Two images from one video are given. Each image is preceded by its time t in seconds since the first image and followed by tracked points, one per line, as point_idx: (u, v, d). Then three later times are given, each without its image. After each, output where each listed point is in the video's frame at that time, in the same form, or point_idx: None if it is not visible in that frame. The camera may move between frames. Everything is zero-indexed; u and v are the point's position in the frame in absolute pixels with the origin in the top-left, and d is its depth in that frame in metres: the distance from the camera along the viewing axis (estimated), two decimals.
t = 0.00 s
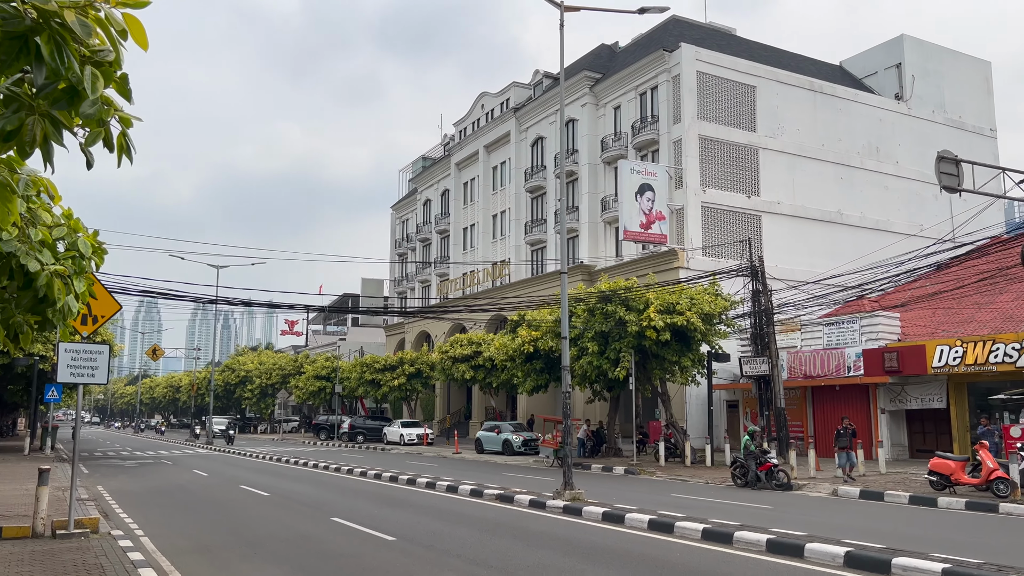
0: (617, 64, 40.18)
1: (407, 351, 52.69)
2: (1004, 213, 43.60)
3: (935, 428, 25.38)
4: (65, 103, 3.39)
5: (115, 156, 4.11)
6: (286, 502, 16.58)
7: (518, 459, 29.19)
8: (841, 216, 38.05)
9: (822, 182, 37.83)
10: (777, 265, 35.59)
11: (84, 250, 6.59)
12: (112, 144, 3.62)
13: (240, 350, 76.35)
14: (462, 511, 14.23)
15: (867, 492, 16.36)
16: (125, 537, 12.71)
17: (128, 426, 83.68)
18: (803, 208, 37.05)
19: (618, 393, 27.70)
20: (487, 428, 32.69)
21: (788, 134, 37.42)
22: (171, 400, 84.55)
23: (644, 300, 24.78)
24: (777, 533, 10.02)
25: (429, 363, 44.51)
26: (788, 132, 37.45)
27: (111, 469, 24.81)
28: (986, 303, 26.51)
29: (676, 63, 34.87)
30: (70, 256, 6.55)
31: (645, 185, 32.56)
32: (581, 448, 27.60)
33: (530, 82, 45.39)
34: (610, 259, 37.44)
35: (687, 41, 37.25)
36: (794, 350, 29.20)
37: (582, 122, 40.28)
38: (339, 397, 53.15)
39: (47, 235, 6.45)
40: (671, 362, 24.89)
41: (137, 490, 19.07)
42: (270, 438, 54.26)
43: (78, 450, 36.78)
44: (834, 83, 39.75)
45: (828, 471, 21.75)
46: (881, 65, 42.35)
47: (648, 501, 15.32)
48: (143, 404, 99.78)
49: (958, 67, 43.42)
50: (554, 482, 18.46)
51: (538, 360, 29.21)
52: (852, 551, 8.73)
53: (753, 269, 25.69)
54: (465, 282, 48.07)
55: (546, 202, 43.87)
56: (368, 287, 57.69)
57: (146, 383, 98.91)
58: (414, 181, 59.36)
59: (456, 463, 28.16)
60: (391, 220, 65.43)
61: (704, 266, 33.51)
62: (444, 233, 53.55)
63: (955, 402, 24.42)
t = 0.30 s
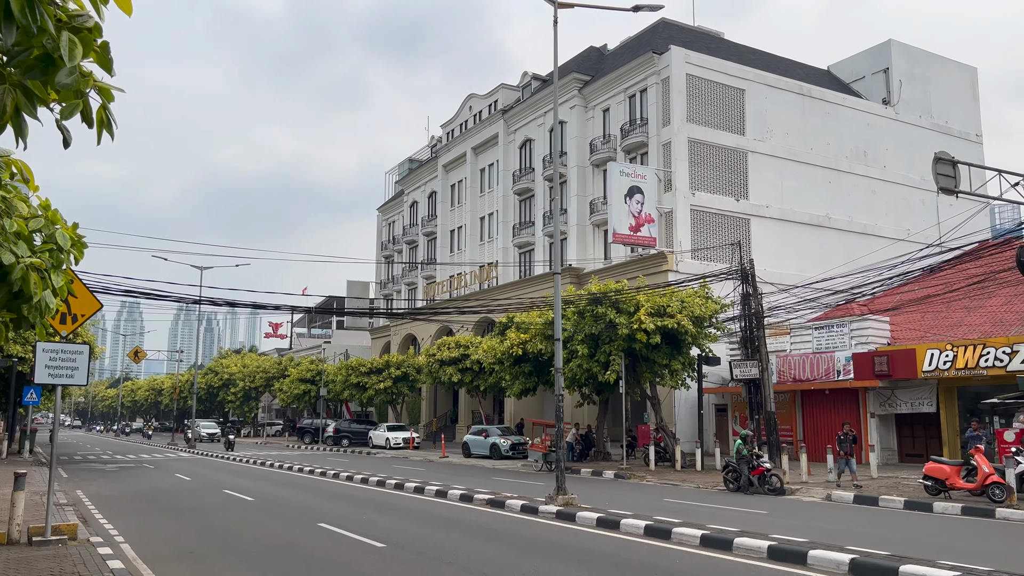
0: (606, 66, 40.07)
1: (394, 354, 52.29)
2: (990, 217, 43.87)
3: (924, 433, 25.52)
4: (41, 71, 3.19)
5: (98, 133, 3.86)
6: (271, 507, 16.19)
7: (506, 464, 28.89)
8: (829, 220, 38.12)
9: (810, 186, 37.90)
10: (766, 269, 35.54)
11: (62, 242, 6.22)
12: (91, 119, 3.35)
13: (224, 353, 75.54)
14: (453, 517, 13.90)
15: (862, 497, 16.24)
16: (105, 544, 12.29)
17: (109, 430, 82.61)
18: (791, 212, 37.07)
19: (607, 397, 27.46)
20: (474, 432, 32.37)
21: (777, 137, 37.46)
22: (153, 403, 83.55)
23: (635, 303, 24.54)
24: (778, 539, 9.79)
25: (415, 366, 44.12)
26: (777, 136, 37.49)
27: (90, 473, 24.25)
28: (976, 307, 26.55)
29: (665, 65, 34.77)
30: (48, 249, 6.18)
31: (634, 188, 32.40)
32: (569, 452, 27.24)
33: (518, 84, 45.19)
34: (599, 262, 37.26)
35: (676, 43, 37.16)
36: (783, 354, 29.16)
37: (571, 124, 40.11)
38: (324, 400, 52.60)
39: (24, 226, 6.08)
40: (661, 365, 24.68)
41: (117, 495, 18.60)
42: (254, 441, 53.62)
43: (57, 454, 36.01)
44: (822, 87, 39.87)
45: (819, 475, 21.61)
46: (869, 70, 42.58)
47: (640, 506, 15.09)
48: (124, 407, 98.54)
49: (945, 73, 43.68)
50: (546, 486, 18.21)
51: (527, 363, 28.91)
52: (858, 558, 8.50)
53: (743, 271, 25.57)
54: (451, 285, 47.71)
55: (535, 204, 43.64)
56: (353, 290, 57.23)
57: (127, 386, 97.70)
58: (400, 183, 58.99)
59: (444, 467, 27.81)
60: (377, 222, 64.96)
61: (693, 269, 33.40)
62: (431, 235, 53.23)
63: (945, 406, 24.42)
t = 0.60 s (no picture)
0: (600, 69, 39.91)
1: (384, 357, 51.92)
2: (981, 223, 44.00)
3: (920, 438, 25.38)
4: (21, 39, 3.00)
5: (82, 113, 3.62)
6: (262, 513, 15.82)
7: (499, 468, 28.60)
8: (822, 224, 38.07)
9: (804, 190, 37.87)
10: (760, 273, 35.42)
11: (47, 236, 5.89)
12: (74, 91, 3.13)
13: (212, 356, 74.86)
14: (448, 524, 13.60)
15: (862, 503, 16.09)
16: (90, 552, 11.90)
17: (95, 433, 81.76)
18: (785, 216, 36.98)
19: (601, 401, 27.18)
20: (466, 436, 32.05)
21: (771, 141, 37.41)
22: (140, 406, 82.75)
23: (631, 306, 24.29)
24: (785, 547, 9.55)
25: (406, 370, 43.68)
26: (772, 139, 37.44)
27: (76, 478, 23.73)
28: (971, 311, 26.50)
29: (659, 68, 34.61)
30: (29, 245, 5.85)
31: (628, 191, 32.24)
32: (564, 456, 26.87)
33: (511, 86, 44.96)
34: (592, 265, 37.04)
35: (670, 46, 37.04)
36: (778, 358, 29.07)
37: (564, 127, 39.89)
38: (314, 404, 52.10)
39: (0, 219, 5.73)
40: (656, 369, 24.42)
41: (103, 500, 18.17)
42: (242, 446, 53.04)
43: (43, 458, 35.25)
44: (816, 91, 39.92)
45: (816, 480, 21.41)
46: (862, 74, 42.75)
47: (637, 512, 14.83)
48: (111, 411, 97.60)
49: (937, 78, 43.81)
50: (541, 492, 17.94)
51: (520, 366, 28.57)
52: (870, 568, 8.27)
53: (739, 275, 25.40)
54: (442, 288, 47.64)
55: (527, 207, 43.42)
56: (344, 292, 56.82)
57: (114, 388, 96.79)
58: (392, 186, 58.67)
59: (436, 471, 27.48)
60: (368, 225, 64.53)
61: (687, 272, 33.23)
62: (423, 238, 52.95)
63: (942, 412, 24.38)
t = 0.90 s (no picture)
0: (597, 72, 39.74)
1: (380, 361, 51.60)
2: (978, 228, 44.03)
3: (921, 443, 25.29)
4: (18, 3, 2.74)
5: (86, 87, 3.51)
6: (259, 519, 15.50)
7: (497, 473, 28.31)
8: (821, 228, 37.98)
9: (802, 194, 37.77)
10: (759, 277, 35.27)
11: (42, 231, 5.61)
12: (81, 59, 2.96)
13: (205, 359, 74.32)
14: (450, 530, 13.35)
15: (870, 509, 15.93)
16: (84, 560, 11.57)
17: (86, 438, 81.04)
18: (784, 219, 36.87)
19: (600, 405, 26.93)
20: (464, 440, 31.75)
21: (770, 144, 37.32)
22: (132, 410, 82.09)
23: (632, 309, 24.06)
24: (801, 556, 9.31)
25: (402, 374, 43.30)
26: (770, 143, 37.35)
27: (68, 483, 23.33)
28: (972, 315, 26.41)
29: (658, 70, 34.48)
30: (23, 240, 5.55)
31: (627, 194, 32.01)
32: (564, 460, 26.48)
33: (508, 89, 44.76)
34: (590, 268, 36.82)
35: (669, 49, 36.91)
36: (778, 362, 28.92)
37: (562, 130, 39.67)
38: (308, 408, 51.68)
39: None
40: (657, 373, 24.19)
41: (96, 506, 17.79)
42: (236, 450, 52.55)
43: (34, 462, 34.68)
44: (814, 94, 39.87)
45: (819, 485, 21.21)
46: (860, 78, 42.85)
47: (640, 517, 14.63)
48: (103, 415, 96.85)
49: (934, 82, 43.85)
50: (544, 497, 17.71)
51: (519, 370, 28.28)
52: None
53: (740, 278, 25.22)
54: (439, 292, 47.48)
55: (524, 210, 43.19)
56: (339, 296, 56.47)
57: (106, 393, 96.08)
58: (387, 189, 58.39)
59: (434, 476, 27.16)
60: (363, 228, 64.19)
61: (686, 276, 33.06)
62: (419, 241, 52.69)
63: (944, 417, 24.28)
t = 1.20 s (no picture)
0: (598, 74, 39.54)
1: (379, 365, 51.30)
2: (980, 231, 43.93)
3: (929, 447, 25.05)
4: None
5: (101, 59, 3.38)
6: (262, 526, 15.21)
7: (499, 478, 28.02)
8: (823, 231, 37.81)
9: (805, 197, 37.61)
10: (762, 280, 35.05)
11: (45, 226, 5.33)
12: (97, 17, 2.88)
13: (203, 363, 73.90)
14: (458, 536, 13.09)
15: (882, 514, 15.69)
16: (83, 568, 11.28)
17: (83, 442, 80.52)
18: (786, 222, 36.69)
19: (604, 409, 26.66)
20: (465, 445, 31.45)
21: (772, 146, 37.16)
22: (129, 415, 81.63)
23: (636, 312, 23.79)
24: (823, 564, 9.04)
25: (403, 378, 43.00)
26: (773, 145, 37.19)
27: (66, 488, 22.98)
28: (979, 318, 26.21)
29: (660, 72, 34.30)
30: (24, 236, 5.27)
31: (630, 197, 31.26)
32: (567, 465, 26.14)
33: (509, 91, 44.56)
34: (591, 271, 36.56)
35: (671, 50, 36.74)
36: (782, 366, 28.72)
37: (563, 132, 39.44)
38: (307, 413, 51.32)
39: None
40: (662, 377, 23.92)
41: (95, 512, 17.46)
42: (234, 454, 52.16)
43: (30, 467, 34.28)
44: (816, 97, 39.75)
45: (827, 490, 20.95)
46: (861, 81, 42.82)
47: (649, 523, 14.39)
48: (100, 419, 96.36)
49: (936, 85, 43.76)
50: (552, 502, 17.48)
51: (521, 374, 27.98)
52: None
53: (745, 280, 24.99)
54: (438, 295, 47.26)
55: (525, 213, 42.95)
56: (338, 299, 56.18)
57: (102, 397, 95.65)
58: (387, 192, 58.15)
59: (435, 481, 26.84)
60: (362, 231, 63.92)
61: (688, 279, 32.86)
62: (419, 244, 52.45)
63: (952, 421, 24.09)
